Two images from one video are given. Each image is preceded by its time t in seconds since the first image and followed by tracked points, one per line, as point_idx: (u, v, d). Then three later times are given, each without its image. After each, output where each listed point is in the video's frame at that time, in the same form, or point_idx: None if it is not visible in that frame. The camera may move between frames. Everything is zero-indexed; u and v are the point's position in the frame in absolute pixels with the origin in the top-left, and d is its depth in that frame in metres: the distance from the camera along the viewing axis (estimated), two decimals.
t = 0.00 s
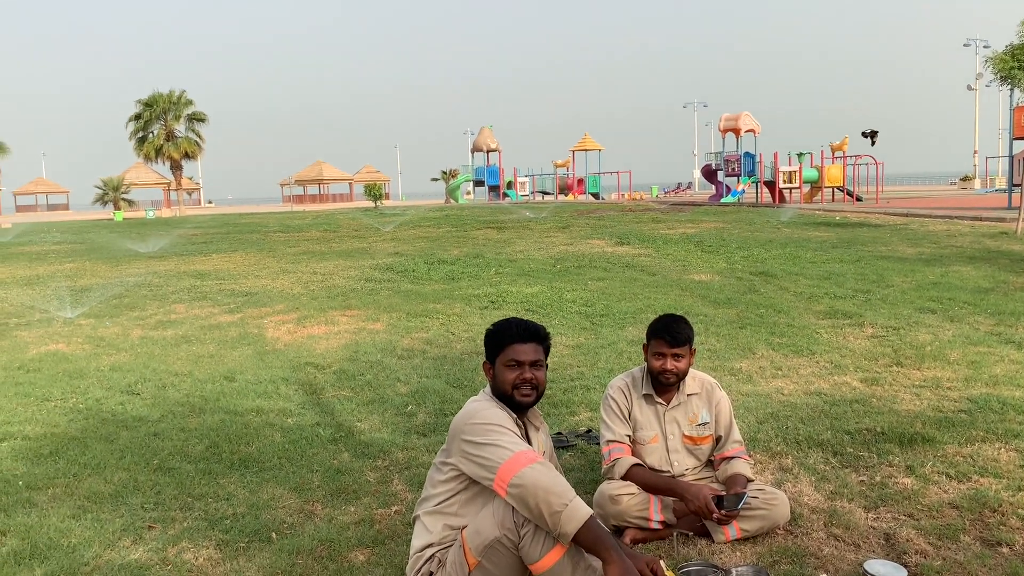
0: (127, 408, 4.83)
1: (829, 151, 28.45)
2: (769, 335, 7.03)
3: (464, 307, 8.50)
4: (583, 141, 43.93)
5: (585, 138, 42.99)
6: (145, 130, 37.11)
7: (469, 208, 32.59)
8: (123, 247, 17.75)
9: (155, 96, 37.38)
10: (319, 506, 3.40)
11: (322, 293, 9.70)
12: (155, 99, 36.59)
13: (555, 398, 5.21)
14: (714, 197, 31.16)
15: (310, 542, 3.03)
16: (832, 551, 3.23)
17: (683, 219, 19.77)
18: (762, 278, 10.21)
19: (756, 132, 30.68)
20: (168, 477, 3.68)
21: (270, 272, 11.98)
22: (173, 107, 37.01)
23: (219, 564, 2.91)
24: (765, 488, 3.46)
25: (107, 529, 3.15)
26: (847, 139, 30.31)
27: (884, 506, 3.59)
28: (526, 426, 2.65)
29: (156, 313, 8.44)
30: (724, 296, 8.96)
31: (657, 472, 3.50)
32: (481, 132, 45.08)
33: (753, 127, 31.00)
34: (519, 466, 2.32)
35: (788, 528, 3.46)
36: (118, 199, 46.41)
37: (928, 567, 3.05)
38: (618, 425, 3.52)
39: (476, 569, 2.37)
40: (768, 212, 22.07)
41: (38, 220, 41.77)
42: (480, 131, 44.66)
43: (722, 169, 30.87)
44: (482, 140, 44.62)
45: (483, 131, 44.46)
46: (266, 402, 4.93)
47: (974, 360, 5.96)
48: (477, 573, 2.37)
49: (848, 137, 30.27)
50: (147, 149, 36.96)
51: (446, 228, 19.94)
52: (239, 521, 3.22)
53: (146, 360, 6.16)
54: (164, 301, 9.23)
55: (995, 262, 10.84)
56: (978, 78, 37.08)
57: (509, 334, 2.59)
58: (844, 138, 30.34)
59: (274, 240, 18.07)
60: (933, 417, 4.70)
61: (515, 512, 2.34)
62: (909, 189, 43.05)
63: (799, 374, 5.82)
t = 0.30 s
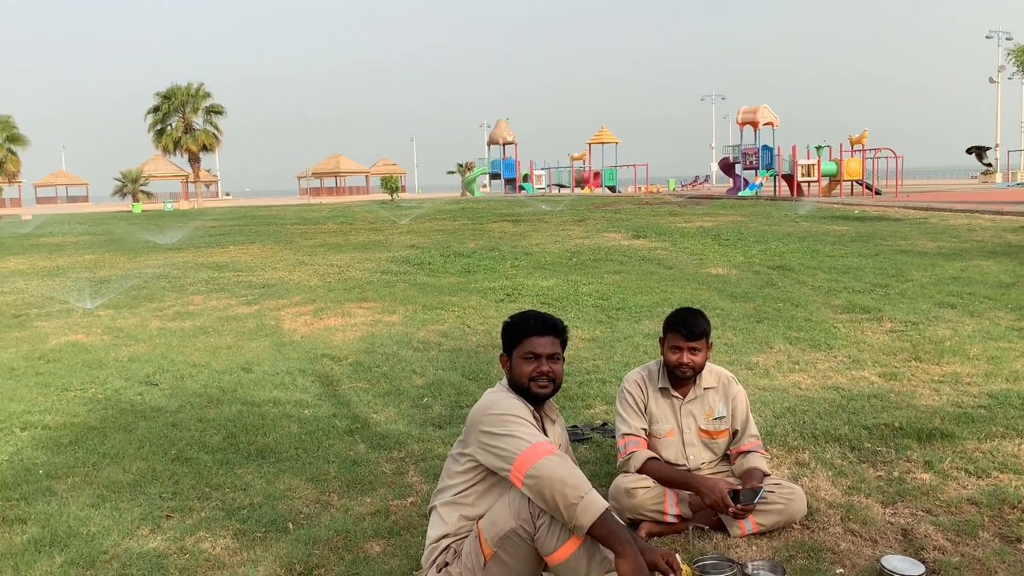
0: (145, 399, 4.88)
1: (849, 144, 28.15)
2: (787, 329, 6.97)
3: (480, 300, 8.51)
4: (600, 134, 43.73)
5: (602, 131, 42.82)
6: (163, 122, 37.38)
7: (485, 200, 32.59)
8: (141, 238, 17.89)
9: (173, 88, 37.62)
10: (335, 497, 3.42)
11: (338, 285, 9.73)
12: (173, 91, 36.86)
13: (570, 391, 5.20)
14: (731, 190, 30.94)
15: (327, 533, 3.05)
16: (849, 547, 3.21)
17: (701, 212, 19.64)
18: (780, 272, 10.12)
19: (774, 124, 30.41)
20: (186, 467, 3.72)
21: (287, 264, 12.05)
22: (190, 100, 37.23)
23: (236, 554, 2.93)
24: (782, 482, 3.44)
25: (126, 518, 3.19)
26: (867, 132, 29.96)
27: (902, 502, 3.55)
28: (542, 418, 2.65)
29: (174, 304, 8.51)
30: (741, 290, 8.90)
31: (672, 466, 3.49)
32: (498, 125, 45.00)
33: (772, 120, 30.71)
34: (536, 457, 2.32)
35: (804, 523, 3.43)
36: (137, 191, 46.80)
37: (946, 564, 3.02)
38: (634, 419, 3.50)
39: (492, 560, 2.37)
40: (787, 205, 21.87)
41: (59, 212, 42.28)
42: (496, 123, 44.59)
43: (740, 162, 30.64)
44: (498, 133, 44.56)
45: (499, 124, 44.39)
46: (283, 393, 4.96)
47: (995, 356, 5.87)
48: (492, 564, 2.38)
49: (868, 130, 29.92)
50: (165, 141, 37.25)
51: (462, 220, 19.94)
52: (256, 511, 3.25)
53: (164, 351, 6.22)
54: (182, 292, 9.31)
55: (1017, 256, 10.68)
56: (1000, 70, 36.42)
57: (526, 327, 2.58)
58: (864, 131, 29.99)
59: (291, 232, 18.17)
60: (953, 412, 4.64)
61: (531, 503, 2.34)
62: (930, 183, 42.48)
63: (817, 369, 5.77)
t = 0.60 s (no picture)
0: (159, 394, 4.91)
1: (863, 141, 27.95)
2: (800, 327, 6.93)
3: (491, 297, 8.50)
4: (612, 131, 43.63)
5: (614, 128, 42.73)
6: (177, 118, 37.59)
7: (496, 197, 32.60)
8: (155, 234, 18.01)
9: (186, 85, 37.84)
10: (348, 493, 3.43)
11: (351, 282, 9.76)
12: (186, 88, 37.08)
13: (582, 389, 5.19)
14: (744, 187, 30.79)
15: (340, 529, 3.06)
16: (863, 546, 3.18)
17: (713, 210, 19.55)
18: (792, 269, 10.06)
19: (787, 121, 30.23)
20: (200, 462, 3.74)
21: (299, 260, 12.09)
22: (203, 96, 37.45)
23: (249, 549, 2.94)
24: (796, 481, 3.41)
25: (141, 513, 3.21)
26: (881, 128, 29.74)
27: (916, 501, 3.52)
28: (556, 415, 2.64)
29: (187, 300, 8.56)
30: (753, 287, 8.85)
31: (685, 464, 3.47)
32: (509, 122, 44.98)
33: (785, 116, 30.53)
34: (551, 454, 2.31)
35: (818, 522, 3.41)
36: (150, 187, 47.11)
37: (962, 564, 2.99)
38: (647, 416, 3.49)
39: (505, 557, 2.37)
40: (799, 202, 21.74)
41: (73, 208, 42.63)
42: (508, 120, 44.56)
43: (752, 159, 30.47)
44: (510, 130, 44.52)
45: (511, 121, 44.35)
46: (295, 389, 4.98)
47: (1010, 354, 5.81)
48: (505, 560, 2.37)
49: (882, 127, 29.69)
50: (178, 138, 37.48)
51: (473, 217, 19.95)
52: (269, 507, 3.26)
53: (178, 347, 6.26)
54: (195, 288, 9.36)
55: None
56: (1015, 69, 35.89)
57: (542, 325, 2.57)
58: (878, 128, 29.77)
59: (304, 229, 18.24)
60: (968, 411, 4.59)
61: (545, 500, 2.34)
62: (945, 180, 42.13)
63: (830, 367, 5.73)
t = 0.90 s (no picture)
0: (166, 393, 4.93)
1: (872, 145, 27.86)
2: (806, 332, 6.90)
3: (497, 299, 8.51)
4: (620, 134, 43.60)
5: (622, 130, 42.72)
6: (186, 118, 37.74)
7: (503, 199, 32.60)
8: (162, 234, 18.06)
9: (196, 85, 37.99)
10: (353, 494, 3.43)
11: (357, 282, 9.79)
12: (195, 88, 37.24)
13: (587, 392, 5.19)
14: (751, 191, 30.72)
15: (344, 530, 3.06)
16: (868, 552, 3.17)
17: (720, 213, 19.51)
18: (800, 273, 10.03)
19: (795, 125, 30.17)
20: (206, 462, 3.75)
21: (306, 261, 12.12)
22: (212, 96, 37.61)
23: (254, 549, 2.95)
24: (801, 486, 3.41)
25: (146, 512, 3.23)
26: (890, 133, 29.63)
27: (922, 508, 3.50)
28: (562, 419, 2.64)
29: (194, 300, 8.59)
30: (760, 291, 8.83)
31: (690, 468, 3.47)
32: (517, 124, 44.98)
33: (793, 120, 30.46)
34: (556, 458, 2.31)
35: (823, 527, 3.40)
36: (158, 186, 47.29)
37: (967, 571, 2.97)
38: (652, 420, 3.48)
39: (509, 560, 2.37)
40: (807, 207, 21.68)
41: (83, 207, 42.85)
42: (516, 122, 44.60)
43: (760, 163, 30.40)
44: (517, 132, 44.54)
45: (519, 122, 44.38)
46: (302, 390, 4.99)
47: (1018, 361, 5.78)
48: (509, 563, 2.37)
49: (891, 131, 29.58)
50: (187, 137, 37.63)
51: (480, 219, 19.96)
52: (274, 507, 3.27)
53: (185, 346, 6.28)
54: (203, 288, 9.39)
55: None
56: None
57: (549, 329, 2.57)
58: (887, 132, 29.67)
59: (311, 229, 18.30)
60: (975, 418, 4.57)
61: (549, 503, 2.34)
62: (953, 185, 41.99)
63: (837, 372, 5.71)
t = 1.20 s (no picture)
0: (168, 393, 4.92)
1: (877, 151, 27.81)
2: (810, 337, 6.88)
3: (501, 301, 8.50)
4: (625, 137, 43.59)
5: (626, 134, 42.77)
6: (191, 118, 37.83)
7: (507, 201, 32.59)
8: (167, 233, 18.07)
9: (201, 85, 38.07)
10: (354, 496, 3.42)
11: (361, 284, 9.79)
12: (200, 88, 37.33)
13: (591, 396, 5.17)
14: (756, 195, 30.69)
15: (346, 532, 3.05)
16: (872, 560, 3.14)
17: (725, 217, 19.49)
18: (804, 279, 10.01)
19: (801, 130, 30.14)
20: (208, 462, 3.74)
21: (310, 261, 12.13)
22: (217, 96, 37.68)
23: (255, 551, 2.94)
24: (805, 493, 3.38)
25: (148, 512, 3.22)
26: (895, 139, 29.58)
27: (926, 515, 3.48)
28: (567, 423, 2.62)
29: (198, 299, 8.60)
30: (764, 296, 8.81)
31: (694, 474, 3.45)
32: (522, 127, 44.98)
33: (798, 125, 30.43)
34: (561, 460, 2.30)
35: (827, 534, 3.38)
36: (163, 186, 47.41)
37: None
38: (656, 425, 3.46)
39: (511, 563, 2.35)
40: (812, 211, 21.63)
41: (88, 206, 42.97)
42: (521, 124, 44.64)
43: (765, 167, 30.36)
44: (522, 135, 44.55)
45: (524, 125, 44.41)
46: (304, 391, 4.98)
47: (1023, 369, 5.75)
48: (512, 567, 2.36)
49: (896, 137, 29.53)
50: (192, 137, 37.72)
51: (484, 221, 19.96)
52: (275, 509, 3.26)
53: (188, 346, 6.28)
54: (206, 288, 9.40)
55: None
56: None
57: (556, 333, 2.56)
58: (892, 138, 29.61)
59: (315, 230, 18.32)
60: (980, 425, 4.54)
61: (553, 506, 2.32)
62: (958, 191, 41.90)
63: (841, 378, 5.69)
